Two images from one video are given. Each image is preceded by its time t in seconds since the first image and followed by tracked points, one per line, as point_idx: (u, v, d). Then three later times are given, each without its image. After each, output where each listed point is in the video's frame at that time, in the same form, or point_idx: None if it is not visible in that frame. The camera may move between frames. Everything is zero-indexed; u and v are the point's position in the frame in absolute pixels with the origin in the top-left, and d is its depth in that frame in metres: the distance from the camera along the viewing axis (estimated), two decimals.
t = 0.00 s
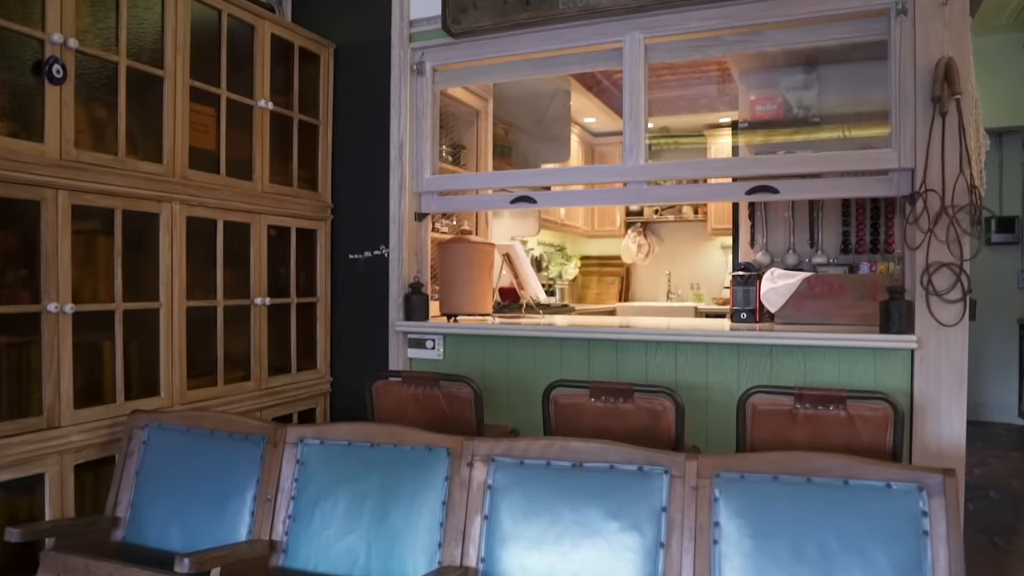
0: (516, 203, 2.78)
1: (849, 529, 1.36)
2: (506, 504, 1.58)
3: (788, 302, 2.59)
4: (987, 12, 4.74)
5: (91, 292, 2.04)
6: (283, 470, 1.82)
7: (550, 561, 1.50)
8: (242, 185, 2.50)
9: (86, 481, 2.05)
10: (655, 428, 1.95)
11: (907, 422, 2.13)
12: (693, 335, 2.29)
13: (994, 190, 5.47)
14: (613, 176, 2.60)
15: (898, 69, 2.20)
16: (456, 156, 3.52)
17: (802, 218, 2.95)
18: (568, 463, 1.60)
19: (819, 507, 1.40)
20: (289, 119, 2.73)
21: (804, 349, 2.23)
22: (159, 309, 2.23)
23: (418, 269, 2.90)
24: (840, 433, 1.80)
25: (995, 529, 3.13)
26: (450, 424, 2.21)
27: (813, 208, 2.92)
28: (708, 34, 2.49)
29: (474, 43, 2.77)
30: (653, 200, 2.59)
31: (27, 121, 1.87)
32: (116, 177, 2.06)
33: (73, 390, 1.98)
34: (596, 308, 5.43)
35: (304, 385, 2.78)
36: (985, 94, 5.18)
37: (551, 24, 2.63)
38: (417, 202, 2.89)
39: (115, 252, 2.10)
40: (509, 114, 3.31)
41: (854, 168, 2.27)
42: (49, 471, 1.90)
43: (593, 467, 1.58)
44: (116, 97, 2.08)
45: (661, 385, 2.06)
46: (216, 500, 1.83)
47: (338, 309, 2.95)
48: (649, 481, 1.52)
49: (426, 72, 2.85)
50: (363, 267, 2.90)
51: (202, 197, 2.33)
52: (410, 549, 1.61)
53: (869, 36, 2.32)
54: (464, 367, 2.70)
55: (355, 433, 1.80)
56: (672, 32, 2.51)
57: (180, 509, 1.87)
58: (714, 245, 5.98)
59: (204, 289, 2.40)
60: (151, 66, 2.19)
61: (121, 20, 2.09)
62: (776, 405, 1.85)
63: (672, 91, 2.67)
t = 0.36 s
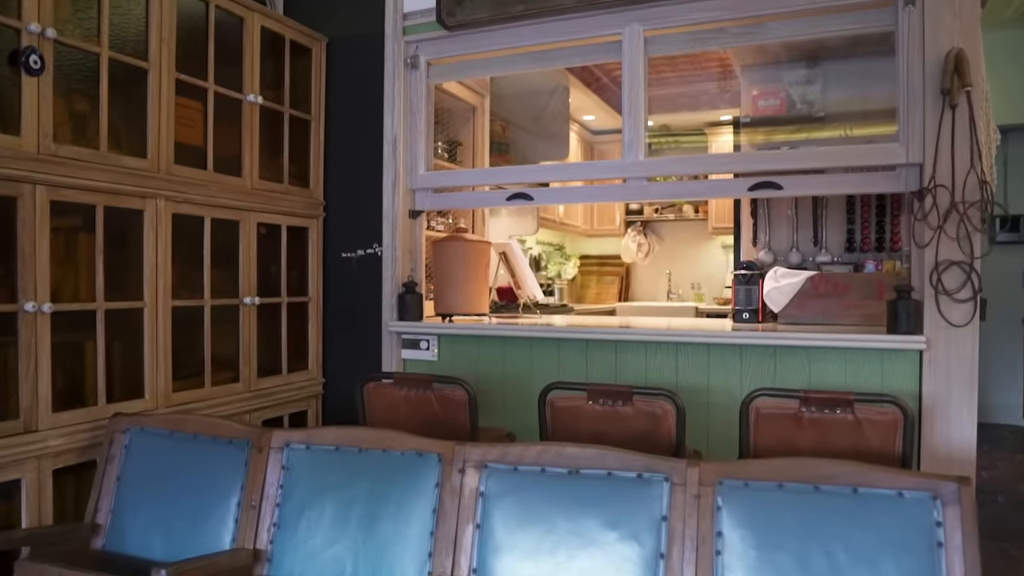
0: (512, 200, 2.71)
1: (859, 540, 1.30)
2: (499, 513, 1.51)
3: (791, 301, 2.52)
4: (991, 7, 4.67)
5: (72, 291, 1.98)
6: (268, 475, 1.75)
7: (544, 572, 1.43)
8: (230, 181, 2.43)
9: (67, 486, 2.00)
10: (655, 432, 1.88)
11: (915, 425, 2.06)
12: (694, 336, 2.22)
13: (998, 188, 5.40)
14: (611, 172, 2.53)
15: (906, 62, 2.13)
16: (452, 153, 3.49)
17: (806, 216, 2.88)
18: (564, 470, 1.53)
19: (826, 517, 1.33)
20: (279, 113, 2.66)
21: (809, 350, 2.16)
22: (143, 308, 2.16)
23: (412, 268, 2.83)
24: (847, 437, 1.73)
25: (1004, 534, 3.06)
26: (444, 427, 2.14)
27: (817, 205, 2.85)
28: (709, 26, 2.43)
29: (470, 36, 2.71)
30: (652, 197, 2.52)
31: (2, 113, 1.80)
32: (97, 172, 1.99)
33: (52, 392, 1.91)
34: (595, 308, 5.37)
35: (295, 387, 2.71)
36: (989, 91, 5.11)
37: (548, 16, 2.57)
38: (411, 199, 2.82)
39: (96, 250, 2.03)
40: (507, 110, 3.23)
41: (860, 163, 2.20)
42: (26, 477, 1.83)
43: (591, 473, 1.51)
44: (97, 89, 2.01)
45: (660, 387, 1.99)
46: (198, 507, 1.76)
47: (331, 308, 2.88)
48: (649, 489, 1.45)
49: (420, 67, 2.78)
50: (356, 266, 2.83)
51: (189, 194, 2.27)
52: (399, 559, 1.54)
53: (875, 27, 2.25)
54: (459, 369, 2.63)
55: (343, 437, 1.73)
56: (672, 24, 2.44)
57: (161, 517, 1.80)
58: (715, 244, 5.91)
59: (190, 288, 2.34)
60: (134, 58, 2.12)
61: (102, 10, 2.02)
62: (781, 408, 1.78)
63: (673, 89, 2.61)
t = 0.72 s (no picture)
0: (507, 197, 2.62)
1: (871, 555, 1.22)
2: (491, 524, 1.44)
3: (795, 302, 2.45)
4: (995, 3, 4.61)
5: (50, 291, 1.90)
6: (250, 483, 1.68)
7: None
8: (217, 178, 2.36)
9: (45, 493, 1.93)
10: (655, 438, 1.81)
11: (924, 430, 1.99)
12: (695, 337, 2.15)
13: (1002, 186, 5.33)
14: (610, 169, 2.46)
15: (915, 54, 2.06)
16: (448, 151, 3.41)
17: (810, 215, 2.81)
18: (559, 479, 1.46)
19: (836, 530, 1.25)
20: (269, 108, 2.59)
21: (814, 352, 2.09)
22: (125, 310, 2.08)
23: (406, 268, 2.76)
24: (855, 444, 1.65)
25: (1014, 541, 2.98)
26: (436, 432, 2.07)
27: (821, 203, 2.78)
28: (710, 18, 2.36)
29: (465, 29, 2.64)
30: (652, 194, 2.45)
31: None
32: (76, 167, 1.91)
33: (27, 396, 1.83)
34: (595, 308, 5.30)
35: (285, 390, 2.64)
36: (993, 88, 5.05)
37: (544, 8, 2.50)
38: (404, 197, 2.74)
39: (75, 248, 1.95)
40: (505, 107, 3.19)
41: (868, 158, 2.13)
42: None
43: (587, 483, 1.43)
44: (76, 81, 1.94)
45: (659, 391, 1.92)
46: (178, 516, 1.69)
47: (322, 309, 2.81)
48: (648, 499, 1.38)
49: (413, 60, 2.71)
50: (348, 265, 2.75)
51: (173, 191, 2.19)
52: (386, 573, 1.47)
53: (882, 19, 2.18)
54: (453, 371, 2.56)
55: (328, 444, 1.66)
56: (672, 15, 2.36)
57: (140, 526, 1.72)
58: (716, 244, 5.84)
59: (175, 288, 2.26)
60: (116, 49, 2.04)
61: None
62: (786, 413, 1.71)
63: (674, 86, 2.54)
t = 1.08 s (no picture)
0: (502, 197, 2.54)
1: None
2: (480, 541, 1.36)
3: (799, 304, 2.38)
4: None
5: (26, 295, 1.83)
6: (231, 496, 1.60)
7: None
8: (203, 177, 2.28)
9: (21, 504, 1.86)
10: (654, 449, 1.74)
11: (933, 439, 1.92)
12: (696, 342, 2.07)
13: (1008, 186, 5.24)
14: (608, 168, 2.38)
15: (925, 48, 1.98)
16: (443, 150, 3.37)
17: (814, 216, 2.74)
18: (552, 493, 1.38)
19: (846, 549, 1.18)
20: (257, 106, 2.52)
21: (819, 357, 2.02)
22: (106, 314, 2.01)
23: (398, 270, 2.68)
24: (863, 455, 1.58)
25: None
26: (427, 440, 2.00)
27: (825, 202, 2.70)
28: (711, 12, 2.30)
29: (459, 24, 2.56)
30: (651, 194, 2.38)
31: None
32: (52, 166, 1.84)
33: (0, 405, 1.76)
34: (594, 310, 5.22)
35: (274, 396, 2.56)
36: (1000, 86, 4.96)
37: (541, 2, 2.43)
38: (397, 197, 2.67)
39: (53, 251, 1.88)
40: (503, 105, 3.11)
41: (875, 157, 2.06)
42: None
43: (582, 498, 1.36)
44: (52, 77, 1.87)
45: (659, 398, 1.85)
46: (155, 530, 1.61)
47: (313, 312, 2.73)
48: (646, 516, 1.31)
49: (406, 57, 2.64)
50: (339, 267, 2.68)
51: (156, 191, 2.12)
52: None
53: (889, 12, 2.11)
54: (447, 377, 2.49)
55: (312, 455, 1.58)
56: (674, 9, 2.31)
57: (115, 541, 1.65)
58: (717, 245, 5.76)
59: (158, 290, 2.19)
60: (95, 44, 1.97)
61: None
62: (791, 422, 1.63)
63: (672, 85, 2.45)
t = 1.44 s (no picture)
0: (498, 197, 2.47)
1: None
2: (470, 561, 1.29)
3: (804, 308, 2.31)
4: None
5: None
6: (210, 510, 1.53)
7: None
8: (188, 177, 2.21)
9: None
10: (653, 460, 1.67)
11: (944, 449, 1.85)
12: (696, 347, 2.00)
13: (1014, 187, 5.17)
14: (606, 167, 2.31)
15: (935, 43, 1.91)
16: (438, 149, 3.28)
17: (817, 217, 2.67)
18: (546, 510, 1.31)
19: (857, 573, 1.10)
20: (246, 104, 2.45)
21: (825, 364, 1.95)
22: (85, 319, 1.94)
23: (391, 273, 2.61)
24: (872, 468, 1.51)
25: None
26: (419, 450, 1.93)
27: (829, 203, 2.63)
28: (713, 6, 2.23)
29: (454, 19, 2.49)
30: (651, 194, 2.31)
31: None
32: (28, 166, 1.77)
33: None
34: (594, 312, 5.15)
35: (262, 403, 2.49)
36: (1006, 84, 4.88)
37: None
38: (389, 198, 2.60)
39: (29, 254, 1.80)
40: (501, 105, 3.05)
41: (883, 156, 1.99)
42: None
43: (577, 515, 1.28)
44: (28, 74, 1.79)
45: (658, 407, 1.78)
46: (132, 546, 1.54)
47: (303, 316, 2.66)
48: (645, 535, 1.23)
49: (398, 54, 2.57)
50: (330, 270, 2.61)
51: (139, 191, 2.05)
52: None
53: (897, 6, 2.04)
54: (441, 382, 2.42)
55: (295, 468, 1.51)
56: (674, 4, 2.24)
57: (91, 557, 1.57)
58: (719, 246, 5.68)
59: (141, 295, 2.12)
60: (74, 40, 1.90)
61: None
62: (796, 433, 1.56)
63: (674, 83, 2.40)
